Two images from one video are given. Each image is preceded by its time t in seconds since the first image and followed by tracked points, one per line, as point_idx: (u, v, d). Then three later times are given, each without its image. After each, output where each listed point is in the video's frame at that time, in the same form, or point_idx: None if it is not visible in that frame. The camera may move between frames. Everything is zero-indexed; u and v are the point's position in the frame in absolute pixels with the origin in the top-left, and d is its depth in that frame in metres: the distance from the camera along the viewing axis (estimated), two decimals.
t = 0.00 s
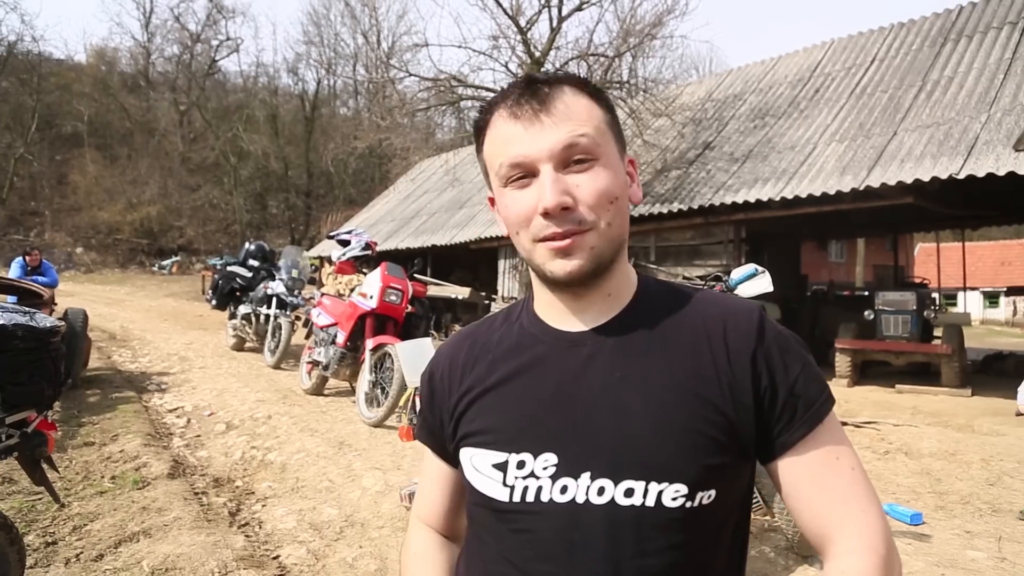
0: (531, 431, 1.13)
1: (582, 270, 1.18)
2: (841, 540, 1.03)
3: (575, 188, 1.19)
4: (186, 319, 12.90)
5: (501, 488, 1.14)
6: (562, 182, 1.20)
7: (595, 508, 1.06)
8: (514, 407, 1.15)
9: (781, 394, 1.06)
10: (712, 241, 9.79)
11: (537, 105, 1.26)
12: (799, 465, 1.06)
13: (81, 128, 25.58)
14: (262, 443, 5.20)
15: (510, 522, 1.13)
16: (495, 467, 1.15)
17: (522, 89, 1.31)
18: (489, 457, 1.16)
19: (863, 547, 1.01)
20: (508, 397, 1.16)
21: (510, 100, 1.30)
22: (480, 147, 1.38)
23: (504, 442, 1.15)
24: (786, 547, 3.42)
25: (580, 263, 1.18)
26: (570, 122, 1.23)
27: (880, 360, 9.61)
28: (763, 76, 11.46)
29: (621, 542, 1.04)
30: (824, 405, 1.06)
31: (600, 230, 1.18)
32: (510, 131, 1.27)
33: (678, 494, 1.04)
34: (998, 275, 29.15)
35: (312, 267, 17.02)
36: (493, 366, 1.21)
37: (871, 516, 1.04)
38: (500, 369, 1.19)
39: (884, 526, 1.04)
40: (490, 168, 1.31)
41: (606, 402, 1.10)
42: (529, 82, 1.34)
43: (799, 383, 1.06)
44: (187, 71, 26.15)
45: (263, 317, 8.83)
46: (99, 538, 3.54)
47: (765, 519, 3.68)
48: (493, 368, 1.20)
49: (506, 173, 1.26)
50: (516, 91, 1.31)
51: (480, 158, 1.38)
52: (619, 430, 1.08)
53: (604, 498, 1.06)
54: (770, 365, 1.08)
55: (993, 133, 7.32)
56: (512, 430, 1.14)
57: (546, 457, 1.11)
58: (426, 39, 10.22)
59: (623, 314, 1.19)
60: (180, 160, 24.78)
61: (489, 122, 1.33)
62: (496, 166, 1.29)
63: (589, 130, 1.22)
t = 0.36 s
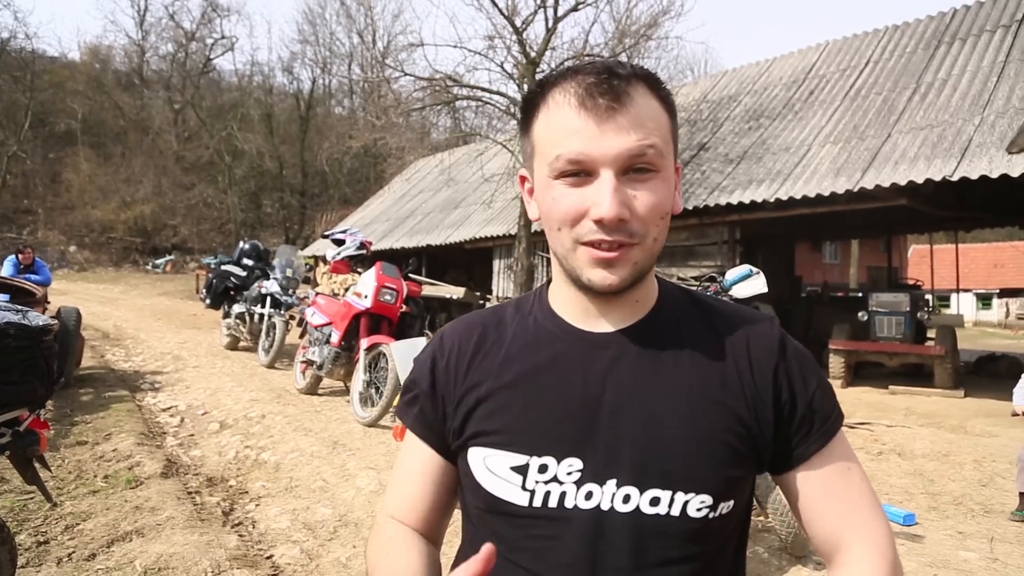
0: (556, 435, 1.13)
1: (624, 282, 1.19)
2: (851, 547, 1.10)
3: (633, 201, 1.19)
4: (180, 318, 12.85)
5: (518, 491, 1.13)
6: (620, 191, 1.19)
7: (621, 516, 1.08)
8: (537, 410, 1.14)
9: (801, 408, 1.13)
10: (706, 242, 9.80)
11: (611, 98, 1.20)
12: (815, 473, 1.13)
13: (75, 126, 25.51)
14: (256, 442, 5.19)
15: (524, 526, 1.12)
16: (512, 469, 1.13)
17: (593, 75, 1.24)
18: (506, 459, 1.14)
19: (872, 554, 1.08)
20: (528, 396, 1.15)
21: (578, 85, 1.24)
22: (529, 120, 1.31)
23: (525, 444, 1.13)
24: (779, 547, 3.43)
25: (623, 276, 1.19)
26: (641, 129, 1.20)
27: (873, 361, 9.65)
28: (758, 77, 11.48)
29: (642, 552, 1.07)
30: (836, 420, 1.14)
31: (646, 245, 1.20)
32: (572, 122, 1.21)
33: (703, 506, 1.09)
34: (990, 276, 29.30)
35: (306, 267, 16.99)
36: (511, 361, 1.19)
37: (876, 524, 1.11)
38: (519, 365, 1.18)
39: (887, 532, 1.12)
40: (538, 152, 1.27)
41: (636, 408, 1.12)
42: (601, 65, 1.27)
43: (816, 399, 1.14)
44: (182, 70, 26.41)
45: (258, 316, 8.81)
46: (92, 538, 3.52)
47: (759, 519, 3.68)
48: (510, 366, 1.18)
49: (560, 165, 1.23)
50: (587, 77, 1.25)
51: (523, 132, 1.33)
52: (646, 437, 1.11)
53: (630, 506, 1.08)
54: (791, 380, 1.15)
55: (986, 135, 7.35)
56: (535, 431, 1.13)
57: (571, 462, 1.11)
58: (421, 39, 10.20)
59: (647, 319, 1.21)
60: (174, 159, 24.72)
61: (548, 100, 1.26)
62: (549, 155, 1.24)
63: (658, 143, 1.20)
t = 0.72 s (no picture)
0: (576, 445, 1.13)
1: (641, 286, 1.19)
2: (844, 548, 1.16)
3: (649, 203, 1.19)
4: (175, 318, 12.82)
5: (537, 502, 1.11)
6: (636, 193, 1.19)
7: (645, 525, 1.09)
8: (555, 417, 1.14)
9: (805, 413, 1.18)
10: (702, 244, 9.81)
11: (626, 97, 1.20)
12: (813, 479, 1.18)
13: (70, 126, 25.47)
14: (251, 443, 5.18)
15: (538, 536, 1.11)
16: (530, 479, 1.12)
17: (603, 73, 1.24)
18: (523, 468, 1.12)
19: (861, 555, 1.15)
20: (543, 402, 1.14)
21: (589, 83, 1.23)
22: (536, 120, 1.30)
23: (543, 450, 1.12)
24: (775, 548, 3.44)
25: (641, 280, 1.19)
26: (656, 128, 1.20)
27: (868, 362, 9.67)
28: (754, 79, 11.51)
29: (666, 559, 1.09)
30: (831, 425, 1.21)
31: (663, 246, 1.20)
32: (586, 122, 1.21)
33: (722, 513, 1.12)
34: (985, 278, 29.37)
35: (303, 267, 16.97)
36: (522, 366, 1.18)
37: (864, 525, 1.18)
38: (533, 370, 1.17)
39: (872, 532, 1.19)
40: (549, 153, 1.26)
41: (656, 416, 1.14)
42: (610, 63, 1.26)
43: (816, 404, 1.19)
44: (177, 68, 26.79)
45: (253, 316, 8.79)
46: (86, 538, 3.52)
47: (754, 520, 3.69)
48: (521, 370, 1.17)
49: (573, 167, 1.22)
50: (597, 75, 1.24)
51: (530, 129, 1.31)
52: (666, 444, 1.12)
53: (654, 514, 1.10)
54: (795, 389, 1.19)
55: (981, 137, 7.37)
56: (552, 440, 1.13)
57: (592, 470, 1.11)
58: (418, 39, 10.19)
59: (658, 324, 1.22)
60: (170, 159, 24.68)
61: (558, 100, 1.25)
62: (561, 156, 1.23)
63: (673, 144, 1.20)
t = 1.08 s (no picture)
0: (568, 448, 1.13)
1: (622, 280, 1.18)
2: (850, 552, 1.15)
3: (620, 192, 1.18)
4: (173, 317, 12.80)
5: (529, 505, 1.12)
6: (608, 184, 1.19)
7: (637, 528, 1.10)
8: (548, 419, 1.14)
9: (808, 413, 1.17)
10: (700, 243, 9.82)
11: (585, 92, 1.21)
12: (820, 481, 1.18)
13: (67, 124, 25.43)
14: (248, 442, 5.18)
15: (532, 539, 1.12)
16: (522, 482, 1.13)
17: (565, 71, 1.25)
18: (515, 471, 1.13)
19: (869, 558, 1.14)
20: (537, 404, 1.15)
21: (551, 83, 1.25)
22: (510, 127, 1.32)
23: (535, 454, 1.13)
24: (771, 547, 3.45)
25: (621, 273, 1.18)
26: (621, 119, 1.20)
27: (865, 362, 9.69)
28: (752, 79, 11.52)
29: (658, 563, 1.09)
30: (838, 425, 1.19)
31: (643, 237, 1.19)
32: (551, 121, 1.22)
33: (717, 516, 1.11)
34: (982, 278, 29.43)
35: (301, 267, 16.95)
36: (516, 367, 1.18)
37: (872, 528, 1.17)
38: (526, 372, 1.17)
39: (881, 534, 1.18)
40: (523, 157, 1.27)
41: (650, 417, 1.14)
42: (571, 62, 1.28)
43: (822, 403, 1.18)
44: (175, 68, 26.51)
45: (251, 316, 8.79)
46: (83, 537, 3.51)
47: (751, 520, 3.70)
48: (515, 373, 1.18)
49: (543, 166, 1.23)
50: (558, 74, 1.25)
51: (506, 137, 1.33)
52: (661, 446, 1.12)
53: (645, 517, 1.10)
54: (798, 387, 1.18)
55: (978, 138, 7.38)
56: (545, 442, 1.13)
57: (584, 473, 1.12)
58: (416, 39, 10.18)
59: (652, 323, 1.22)
60: (167, 157, 24.63)
61: (525, 104, 1.27)
62: (532, 157, 1.25)
63: (641, 130, 1.20)
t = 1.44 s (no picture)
0: (556, 443, 1.13)
1: (598, 284, 1.18)
2: (862, 559, 1.06)
3: (582, 196, 1.18)
4: (175, 317, 12.82)
5: (520, 500, 1.12)
6: (568, 191, 1.19)
7: (623, 524, 1.07)
8: (538, 411, 1.15)
9: (810, 412, 1.12)
10: (702, 244, 9.80)
11: (534, 107, 1.24)
12: (828, 478, 1.11)
13: (70, 125, 25.53)
14: (251, 442, 5.19)
15: (521, 531, 1.12)
16: (512, 477, 1.14)
17: (518, 90, 1.28)
18: (507, 466, 1.14)
19: (884, 563, 1.04)
20: (530, 397, 1.17)
21: (506, 103, 1.28)
22: (482, 151, 1.36)
23: (523, 449, 1.14)
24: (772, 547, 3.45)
25: (596, 278, 1.18)
26: (573, 126, 1.21)
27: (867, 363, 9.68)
28: (753, 79, 11.52)
29: (644, 561, 1.06)
30: (849, 423, 1.12)
31: (613, 239, 1.18)
32: (510, 137, 1.25)
33: (708, 513, 1.07)
34: (984, 279, 29.42)
35: (302, 268, 16.98)
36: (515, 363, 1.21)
37: (888, 534, 1.08)
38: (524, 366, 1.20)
39: (902, 544, 1.08)
40: (494, 175, 1.30)
41: (639, 412, 1.12)
42: (524, 78, 1.30)
43: (828, 401, 1.12)
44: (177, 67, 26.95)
45: (253, 316, 8.80)
46: (86, 537, 3.52)
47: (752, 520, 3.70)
48: (516, 367, 1.21)
49: (509, 182, 1.25)
50: (512, 93, 1.29)
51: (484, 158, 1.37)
52: (651, 443, 1.10)
53: (631, 513, 1.07)
54: (801, 382, 1.14)
55: (980, 138, 7.37)
56: (535, 436, 1.14)
57: (572, 468, 1.11)
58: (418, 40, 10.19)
59: (646, 319, 1.21)
60: (169, 158, 24.68)
61: (490, 127, 1.31)
62: (500, 175, 1.27)
63: (596, 133, 1.20)
